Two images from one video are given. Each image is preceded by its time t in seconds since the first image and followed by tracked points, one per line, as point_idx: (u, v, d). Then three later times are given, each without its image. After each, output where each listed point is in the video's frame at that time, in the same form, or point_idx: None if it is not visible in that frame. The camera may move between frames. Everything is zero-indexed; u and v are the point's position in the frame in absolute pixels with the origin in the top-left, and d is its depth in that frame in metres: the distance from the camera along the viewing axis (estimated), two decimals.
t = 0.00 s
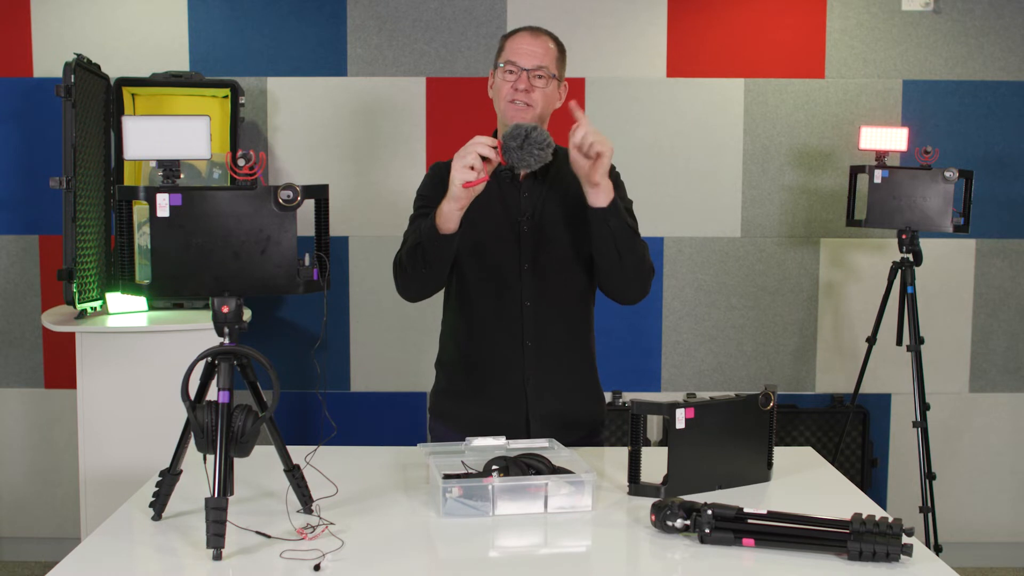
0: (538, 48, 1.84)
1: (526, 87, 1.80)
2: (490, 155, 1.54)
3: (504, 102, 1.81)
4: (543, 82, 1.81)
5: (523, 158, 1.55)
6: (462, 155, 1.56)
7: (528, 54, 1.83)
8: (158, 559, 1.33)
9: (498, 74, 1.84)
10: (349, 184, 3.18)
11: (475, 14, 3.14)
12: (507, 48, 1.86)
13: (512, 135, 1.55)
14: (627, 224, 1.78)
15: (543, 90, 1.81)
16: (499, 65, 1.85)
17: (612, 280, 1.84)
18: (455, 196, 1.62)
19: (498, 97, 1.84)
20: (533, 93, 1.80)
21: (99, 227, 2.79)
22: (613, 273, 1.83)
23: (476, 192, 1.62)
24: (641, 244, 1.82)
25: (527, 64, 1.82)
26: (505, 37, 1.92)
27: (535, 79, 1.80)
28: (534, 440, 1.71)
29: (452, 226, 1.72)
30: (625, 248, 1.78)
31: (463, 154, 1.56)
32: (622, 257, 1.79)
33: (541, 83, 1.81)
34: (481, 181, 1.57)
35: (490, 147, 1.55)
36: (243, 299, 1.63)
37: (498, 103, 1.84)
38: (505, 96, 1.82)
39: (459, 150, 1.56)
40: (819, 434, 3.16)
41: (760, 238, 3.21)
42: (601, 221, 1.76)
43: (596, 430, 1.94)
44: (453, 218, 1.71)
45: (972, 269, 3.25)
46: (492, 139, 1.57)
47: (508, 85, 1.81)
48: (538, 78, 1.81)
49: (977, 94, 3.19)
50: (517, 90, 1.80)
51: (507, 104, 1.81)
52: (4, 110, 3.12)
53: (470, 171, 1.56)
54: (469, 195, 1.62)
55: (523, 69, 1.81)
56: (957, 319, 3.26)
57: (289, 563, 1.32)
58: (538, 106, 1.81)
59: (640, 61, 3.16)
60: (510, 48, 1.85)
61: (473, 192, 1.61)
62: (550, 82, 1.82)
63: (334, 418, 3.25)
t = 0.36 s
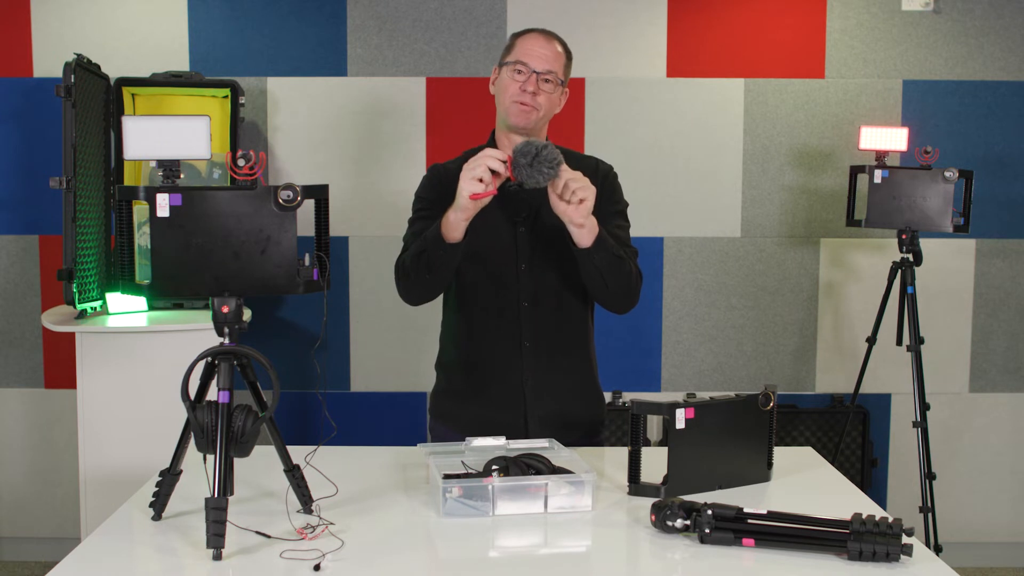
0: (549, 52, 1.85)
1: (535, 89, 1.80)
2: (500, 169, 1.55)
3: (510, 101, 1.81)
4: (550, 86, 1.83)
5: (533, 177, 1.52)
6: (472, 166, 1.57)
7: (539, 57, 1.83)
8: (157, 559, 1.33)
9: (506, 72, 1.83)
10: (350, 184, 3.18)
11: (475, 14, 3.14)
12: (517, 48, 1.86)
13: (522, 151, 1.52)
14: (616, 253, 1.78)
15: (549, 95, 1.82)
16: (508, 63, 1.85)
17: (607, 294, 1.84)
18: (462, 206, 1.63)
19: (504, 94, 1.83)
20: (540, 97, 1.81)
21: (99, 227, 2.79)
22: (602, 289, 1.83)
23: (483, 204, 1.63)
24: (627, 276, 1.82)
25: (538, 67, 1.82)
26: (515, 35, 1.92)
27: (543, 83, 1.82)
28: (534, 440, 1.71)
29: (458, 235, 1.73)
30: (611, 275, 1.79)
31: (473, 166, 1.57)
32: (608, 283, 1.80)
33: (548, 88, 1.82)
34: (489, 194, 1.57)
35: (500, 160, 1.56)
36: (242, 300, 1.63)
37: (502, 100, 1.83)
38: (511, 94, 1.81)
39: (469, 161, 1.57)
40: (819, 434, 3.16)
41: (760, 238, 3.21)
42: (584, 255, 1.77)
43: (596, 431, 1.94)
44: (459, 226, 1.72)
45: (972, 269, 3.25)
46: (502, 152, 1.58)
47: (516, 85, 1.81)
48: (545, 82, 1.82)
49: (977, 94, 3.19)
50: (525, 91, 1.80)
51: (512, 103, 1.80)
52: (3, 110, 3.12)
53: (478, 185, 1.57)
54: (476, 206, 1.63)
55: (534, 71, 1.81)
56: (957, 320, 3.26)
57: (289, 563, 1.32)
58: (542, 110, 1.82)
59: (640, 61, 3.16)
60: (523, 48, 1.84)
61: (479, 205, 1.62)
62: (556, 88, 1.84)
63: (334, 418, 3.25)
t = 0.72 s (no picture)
0: (548, 47, 1.85)
1: (535, 82, 1.80)
2: (502, 174, 1.54)
3: (511, 95, 1.81)
4: (550, 80, 1.83)
5: (534, 185, 1.51)
6: (474, 170, 1.56)
7: (539, 51, 1.84)
8: (157, 559, 1.33)
9: (506, 65, 1.83)
10: (349, 184, 3.18)
11: (475, 14, 3.14)
12: (518, 43, 1.87)
13: (525, 159, 1.52)
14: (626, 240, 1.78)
15: (549, 89, 1.82)
16: (508, 58, 1.85)
17: (619, 283, 1.85)
18: (462, 208, 1.61)
19: (504, 88, 1.83)
20: (541, 90, 1.81)
21: (99, 227, 2.79)
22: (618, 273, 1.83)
23: (483, 208, 1.62)
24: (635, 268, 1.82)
25: (538, 61, 1.83)
26: (514, 33, 1.93)
27: (543, 76, 1.81)
28: (534, 440, 1.71)
29: (457, 236, 1.71)
30: (622, 261, 1.79)
31: (476, 169, 1.55)
32: (620, 269, 1.81)
33: (548, 81, 1.82)
34: (490, 199, 1.56)
35: (503, 166, 1.55)
36: (242, 300, 1.63)
37: (502, 94, 1.83)
38: (511, 88, 1.81)
39: (472, 164, 1.56)
40: (819, 434, 3.16)
41: (760, 238, 3.21)
42: (589, 242, 1.76)
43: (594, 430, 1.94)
44: (458, 228, 1.70)
45: (972, 269, 3.25)
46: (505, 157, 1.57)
47: (517, 78, 1.81)
48: (545, 76, 1.82)
49: (977, 94, 3.19)
50: (525, 84, 1.80)
51: (512, 96, 1.81)
52: (3, 110, 3.12)
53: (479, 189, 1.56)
54: (476, 209, 1.62)
55: (534, 64, 1.81)
56: (957, 320, 3.26)
57: (290, 563, 1.32)
58: (542, 104, 1.82)
59: (640, 61, 3.16)
60: (522, 43, 1.85)
61: (479, 209, 1.61)
62: (556, 82, 1.84)
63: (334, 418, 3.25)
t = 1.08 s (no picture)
0: (536, 45, 1.85)
1: (524, 81, 1.79)
2: (496, 177, 1.53)
3: (501, 97, 1.81)
4: (540, 77, 1.81)
5: (529, 182, 1.51)
6: (466, 175, 1.55)
7: (526, 50, 1.83)
8: (157, 559, 1.33)
9: (494, 68, 1.83)
10: (350, 184, 3.18)
11: (475, 14, 3.14)
12: (504, 44, 1.87)
13: (515, 156, 1.51)
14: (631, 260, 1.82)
15: (539, 87, 1.81)
16: (496, 60, 1.85)
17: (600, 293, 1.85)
18: (461, 214, 1.61)
19: (495, 90, 1.83)
20: (531, 88, 1.80)
21: (99, 227, 2.79)
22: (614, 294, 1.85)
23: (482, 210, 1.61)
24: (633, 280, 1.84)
25: (525, 60, 1.82)
26: (501, 35, 1.93)
27: (532, 74, 1.80)
28: (534, 440, 1.71)
29: (461, 242, 1.72)
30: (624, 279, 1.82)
31: (469, 174, 1.55)
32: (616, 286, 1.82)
33: (538, 79, 1.81)
34: (487, 201, 1.55)
35: (495, 166, 1.53)
36: (243, 300, 1.64)
37: (494, 97, 1.83)
38: (502, 90, 1.81)
39: (464, 169, 1.55)
40: (819, 434, 3.16)
41: (760, 238, 3.21)
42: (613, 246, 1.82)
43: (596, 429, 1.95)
44: (461, 233, 1.71)
45: (972, 269, 3.25)
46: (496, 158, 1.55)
47: (506, 79, 1.80)
48: (535, 74, 1.81)
49: (977, 94, 3.19)
50: (515, 85, 1.79)
51: (503, 98, 1.80)
52: (3, 110, 3.12)
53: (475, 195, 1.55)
54: (475, 213, 1.62)
55: (521, 63, 1.81)
56: (957, 320, 3.26)
57: (290, 563, 1.32)
58: (534, 101, 1.81)
59: (640, 61, 3.16)
60: (509, 45, 1.85)
61: (478, 212, 1.60)
62: (547, 79, 1.82)
63: (334, 418, 3.25)
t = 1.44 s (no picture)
0: (527, 42, 1.85)
1: (517, 79, 1.79)
2: (493, 178, 1.53)
3: (496, 97, 1.81)
4: (533, 74, 1.81)
5: (526, 181, 1.52)
6: (464, 176, 1.54)
7: (517, 48, 1.83)
8: (157, 559, 1.33)
9: (487, 69, 1.84)
10: (350, 184, 3.18)
11: (475, 14, 3.14)
12: (497, 44, 1.87)
13: (510, 157, 1.51)
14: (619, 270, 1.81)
15: (533, 84, 1.81)
16: (490, 61, 1.86)
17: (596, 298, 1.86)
18: (461, 216, 1.61)
19: (489, 91, 1.84)
20: (524, 86, 1.80)
21: (99, 227, 2.79)
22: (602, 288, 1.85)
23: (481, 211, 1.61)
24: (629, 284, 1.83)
25: (517, 58, 1.82)
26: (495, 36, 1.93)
27: (525, 71, 1.80)
28: (534, 441, 1.71)
29: (463, 244, 1.72)
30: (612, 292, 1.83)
31: (467, 176, 1.54)
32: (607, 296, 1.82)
33: (531, 76, 1.81)
34: (487, 203, 1.55)
35: (491, 167, 1.53)
36: (243, 300, 1.64)
37: (489, 97, 1.84)
38: (496, 90, 1.81)
39: (461, 171, 1.55)
40: (819, 434, 3.16)
41: (759, 238, 3.21)
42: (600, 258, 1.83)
43: (596, 430, 1.95)
44: (462, 235, 1.70)
45: (972, 269, 3.25)
46: (492, 157, 1.55)
47: (499, 79, 1.81)
48: (527, 71, 1.81)
49: (977, 94, 3.19)
50: (507, 84, 1.80)
51: (498, 97, 1.81)
52: (3, 110, 3.12)
53: (474, 196, 1.55)
54: (474, 214, 1.61)
55: (513, 62, 1.81)
56: (957, 320, 3.26)
57: (290, 563, 1.32)
58: (529, 98, 1.81)
59: (640, 61, 3.16)
60: (501, 44, 1.86)
61: (477, 213, 1.60)
62: (540, 75, 1.82)
63: (334, 418, 3.25)
